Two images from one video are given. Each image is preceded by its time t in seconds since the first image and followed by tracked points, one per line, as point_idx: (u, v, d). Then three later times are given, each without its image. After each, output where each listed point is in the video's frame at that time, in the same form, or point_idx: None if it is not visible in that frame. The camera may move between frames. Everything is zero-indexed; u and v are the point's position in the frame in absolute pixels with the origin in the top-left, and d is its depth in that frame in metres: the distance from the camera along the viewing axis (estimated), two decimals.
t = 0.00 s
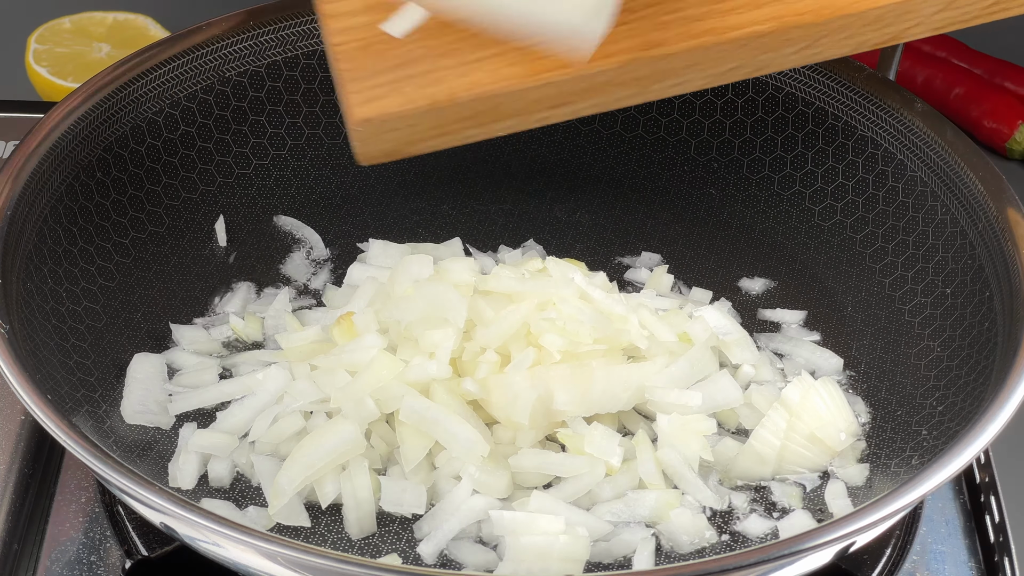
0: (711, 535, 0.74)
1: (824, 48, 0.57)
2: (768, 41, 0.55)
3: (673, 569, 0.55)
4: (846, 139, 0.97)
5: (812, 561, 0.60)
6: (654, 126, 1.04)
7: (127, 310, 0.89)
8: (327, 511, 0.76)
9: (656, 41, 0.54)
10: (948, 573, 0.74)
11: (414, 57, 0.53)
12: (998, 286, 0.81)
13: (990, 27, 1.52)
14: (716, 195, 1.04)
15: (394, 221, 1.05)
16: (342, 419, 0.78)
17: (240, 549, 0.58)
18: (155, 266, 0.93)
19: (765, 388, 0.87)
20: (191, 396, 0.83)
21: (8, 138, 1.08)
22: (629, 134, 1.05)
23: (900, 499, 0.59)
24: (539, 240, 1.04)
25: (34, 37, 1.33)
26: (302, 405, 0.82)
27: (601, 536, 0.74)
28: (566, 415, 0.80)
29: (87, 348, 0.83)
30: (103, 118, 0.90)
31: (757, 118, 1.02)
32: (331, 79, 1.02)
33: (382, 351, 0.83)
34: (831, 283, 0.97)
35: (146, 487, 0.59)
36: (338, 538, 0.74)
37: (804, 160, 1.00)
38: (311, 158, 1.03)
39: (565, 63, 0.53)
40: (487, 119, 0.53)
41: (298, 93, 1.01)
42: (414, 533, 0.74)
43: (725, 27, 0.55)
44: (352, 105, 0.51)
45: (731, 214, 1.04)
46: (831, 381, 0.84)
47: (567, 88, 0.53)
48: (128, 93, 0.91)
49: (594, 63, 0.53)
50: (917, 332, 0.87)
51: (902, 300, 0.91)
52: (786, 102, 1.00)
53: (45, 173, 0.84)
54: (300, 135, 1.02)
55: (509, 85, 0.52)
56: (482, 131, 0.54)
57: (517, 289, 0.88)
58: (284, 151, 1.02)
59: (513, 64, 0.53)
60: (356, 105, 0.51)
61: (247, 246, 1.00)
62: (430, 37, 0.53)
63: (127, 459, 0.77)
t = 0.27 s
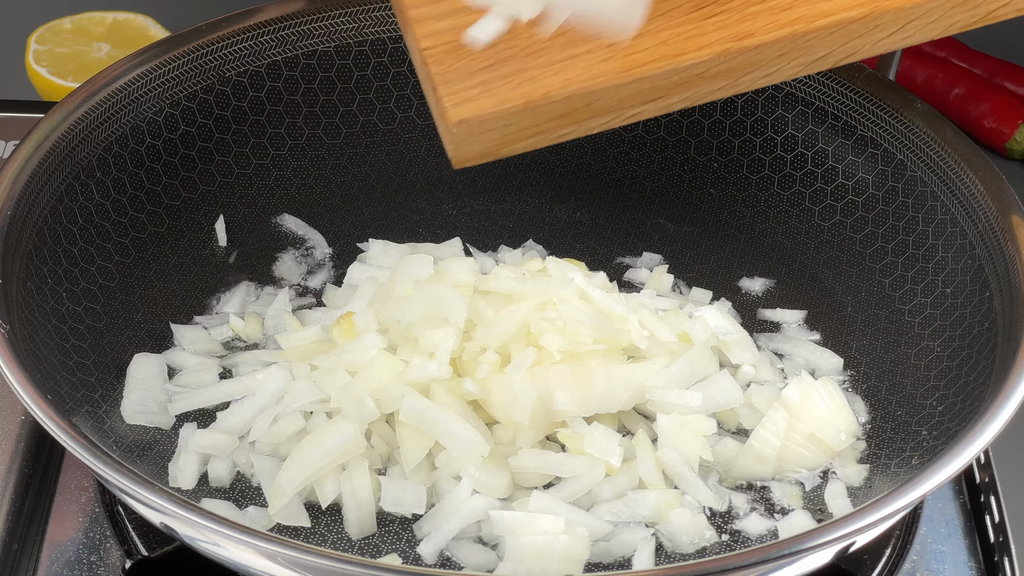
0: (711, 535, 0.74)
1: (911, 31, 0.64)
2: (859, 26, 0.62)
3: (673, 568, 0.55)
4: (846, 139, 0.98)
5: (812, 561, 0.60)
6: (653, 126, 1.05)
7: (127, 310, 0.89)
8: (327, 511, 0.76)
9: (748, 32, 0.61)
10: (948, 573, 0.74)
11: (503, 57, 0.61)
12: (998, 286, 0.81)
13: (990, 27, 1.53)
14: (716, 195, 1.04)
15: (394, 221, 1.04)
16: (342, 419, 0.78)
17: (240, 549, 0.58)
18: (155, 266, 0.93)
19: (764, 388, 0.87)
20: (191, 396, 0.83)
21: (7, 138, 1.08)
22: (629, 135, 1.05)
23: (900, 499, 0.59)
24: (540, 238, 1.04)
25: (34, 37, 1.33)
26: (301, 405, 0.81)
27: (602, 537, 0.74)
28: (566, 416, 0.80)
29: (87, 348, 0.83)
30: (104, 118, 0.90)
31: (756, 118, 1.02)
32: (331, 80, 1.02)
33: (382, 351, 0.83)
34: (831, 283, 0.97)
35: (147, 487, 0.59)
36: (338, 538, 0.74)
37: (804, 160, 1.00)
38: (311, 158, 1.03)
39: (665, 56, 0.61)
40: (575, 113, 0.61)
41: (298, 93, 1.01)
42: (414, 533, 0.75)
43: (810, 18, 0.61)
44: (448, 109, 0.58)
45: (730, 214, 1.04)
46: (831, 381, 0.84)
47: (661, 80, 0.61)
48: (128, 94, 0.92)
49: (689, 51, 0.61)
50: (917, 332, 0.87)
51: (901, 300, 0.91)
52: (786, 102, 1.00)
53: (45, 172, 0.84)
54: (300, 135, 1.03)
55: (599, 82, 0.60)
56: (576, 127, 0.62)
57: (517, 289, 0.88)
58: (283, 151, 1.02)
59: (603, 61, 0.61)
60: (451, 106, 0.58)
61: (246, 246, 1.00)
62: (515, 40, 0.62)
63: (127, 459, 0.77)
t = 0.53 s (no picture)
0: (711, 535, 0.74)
1: None
2: None
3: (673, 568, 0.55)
4: (846, 139, 0.98)
5: (813, 561, 0.60)
6: (652, 126, 1.06)
7: (127, 310, 0.89)
8: (327, 511, 0.76)
9: None
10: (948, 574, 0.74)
11: None
12: (997, 286, 0.81)
13: (989, 28, 1.53)
14: (716, 195, 1.04)
15: (393, 219, 1.04)
16: (342, 419, 0.78)
17: (241, 550, 0.57)
18: (155, 266, 0.93)
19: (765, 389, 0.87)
20: (191, 396, 0.83)
21: (8, 138, 1.08)
22: (629, 134, 1.07)
23: (900, 498, 0.59)
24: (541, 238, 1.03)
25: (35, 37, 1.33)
26: (301, 405, 0.81)
27: (602, 537, 0.74)
28: (566, 416, 0.80)
29: (87, 348, 0.83)
30: (103, 118, 0.91)
31: (756, 118, 1.03)
32: (331, 80, 1.04)
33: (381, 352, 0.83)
34: (831, 283, 0.97)
35: (147, 487, 0.59)
36: (338, 538, 0.74)
37: (804, 160, 1.01)
38: (311, 158, 1.04)
39: None
40: (587, 10, 0.58)
41: (299, 93, 1.03)
42: (414, 533, 0.75)
43: None
44: None
45: (730, 213, 1.04)
46: (831, 381, 0.84)
47: None
48: (128, 95, 0.93)
49: None
50: (917, 332, 0.87)
51: (901, 300, 0.91)
52: (786, 102, 1.01)
53: (46, 172, 0.84)
54: (300, 135, 1.04)
55: None
56: (584, 24, 0.60)
57: (517, 289, 0.87)
58: (284, 151, 1.03)
59: None
60: None
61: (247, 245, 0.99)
62: None
63: (127, 459, 0.77)
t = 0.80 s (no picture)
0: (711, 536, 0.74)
1: None
2: None
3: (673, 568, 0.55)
4: (846, 139, 0.99)
5: (813, 561, 0.60)
6: (652, 126, 1.07)
7: (126, 310, 0.89)
8: (327, 511, 0.76)
9: None
10: (948, 573, 0.74)
11: None
12: (997, 286, 0.81)
13: (989, 28, 1.53)
14: (716, 195, 1.04)
15: (394, 219, 1.04)
16: (342, 419, 0.78)
17: (241, 550, 0.58)
18: (155, 266, 0.93)
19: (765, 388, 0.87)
20: (191, 397, 0.83)
21: (7, 138, 1.08)
22: (629, 135, 1.07)
23: (900, 498, 0.59)
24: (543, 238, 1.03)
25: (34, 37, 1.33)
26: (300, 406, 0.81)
27: (603, 537, 0.74)
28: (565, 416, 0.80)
29: (88, 348, 0.83)
30: (103, 118, 0.91)
31: (757, 118, 1.03)
32: (332, 80, 1.04)
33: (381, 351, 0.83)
34: (831, 282, 0.97)
35: (147, 487, 0.59)
36: (338, 538, 0.74)
37: (804, 160, 1.01)
38: (311, 158, 1.04)
39: None
40: None
41: (300, 94, 1.04)
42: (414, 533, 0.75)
43: None
44: None
45: (730, 213, 1.03)
46: (831, 381, 0.84)
47: None
48: (128, 94, 0.93)
49: None
50: (917, 332, 0.88)
51: (901, 300, 0.91)
52: (786, 102, 1.02)
53: (46, 172, 0.84)
54: (300, 135, 1.04)
55: None
56: None
57: (517, 289, 0.88)
58: (283, 152, 1.03)
59: None
60: None
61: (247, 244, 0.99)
62: None
63: (127, 459, 0.77)
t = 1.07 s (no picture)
0: (711, 536, 0.74)
1: None
2: None
3: (673, 568, 0.55)
4: (846, 139, 0.99)
5: (812, 561, 0.60)
6: (652, 126, 1.06)
7: (127, 310, 0.89)
8: (327, 511, 0.76)
9: None
10: (948, 574, 0.74)
11: None
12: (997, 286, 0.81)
13: (989, 28, 1.53)
14: (716, 195, 1.04)
15: (394, 219, 1.04)
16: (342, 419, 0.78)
17: (240, 550, 0.57)
18: (155, 266, 0.94)
19: (765, 389, 0.87)
20: (192, 398, 0.83)
21: (7, 138, 1.08)
22: (629, 135, 1.07)
23: (900, 498, 0.59)
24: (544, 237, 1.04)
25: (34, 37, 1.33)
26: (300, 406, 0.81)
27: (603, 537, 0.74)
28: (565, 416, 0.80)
29: (88, 348, 0.83)
30: (103, 117, 0.91)
31: (756, 118, 1.03)
32: (331, 80, 1.04)
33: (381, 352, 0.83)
34: (832, 282, 0.96)
35: (147, 487, 0.59)
36: (338, 538, 0.74)
37: (804, 160, 1.01)
38: (311, 158, 1.04)
39: None
40: None
41: (300, 94, 1.04)
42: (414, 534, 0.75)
43: None
44: None
45: (730, 213, 1.03)
46: (831, 382, 0.84)
47: None
48: (128, 94, 0.93)
49: None
50: (917, 332, 0.88)
51: (901, 300, 0.91)
52: (786, 102, 1.01)
53: (46, 172, 0.84)
54: (300, 135, 1.04)
55: None
56: None
57: (517, 290, 0.87)
58: (284, 152, 1.03)
59: None
60: None
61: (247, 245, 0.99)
62: None
63: (127, 459, 0.77)
